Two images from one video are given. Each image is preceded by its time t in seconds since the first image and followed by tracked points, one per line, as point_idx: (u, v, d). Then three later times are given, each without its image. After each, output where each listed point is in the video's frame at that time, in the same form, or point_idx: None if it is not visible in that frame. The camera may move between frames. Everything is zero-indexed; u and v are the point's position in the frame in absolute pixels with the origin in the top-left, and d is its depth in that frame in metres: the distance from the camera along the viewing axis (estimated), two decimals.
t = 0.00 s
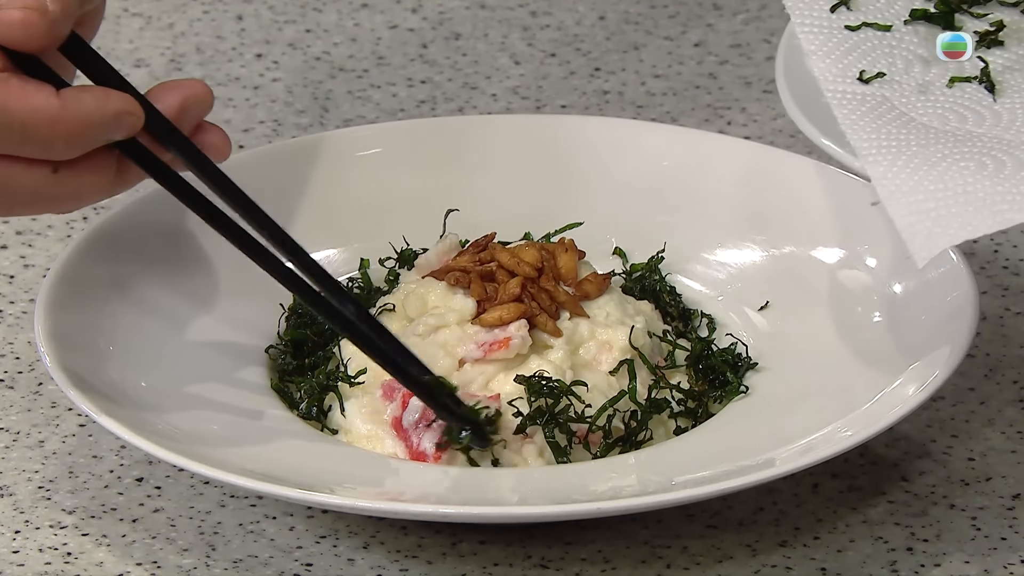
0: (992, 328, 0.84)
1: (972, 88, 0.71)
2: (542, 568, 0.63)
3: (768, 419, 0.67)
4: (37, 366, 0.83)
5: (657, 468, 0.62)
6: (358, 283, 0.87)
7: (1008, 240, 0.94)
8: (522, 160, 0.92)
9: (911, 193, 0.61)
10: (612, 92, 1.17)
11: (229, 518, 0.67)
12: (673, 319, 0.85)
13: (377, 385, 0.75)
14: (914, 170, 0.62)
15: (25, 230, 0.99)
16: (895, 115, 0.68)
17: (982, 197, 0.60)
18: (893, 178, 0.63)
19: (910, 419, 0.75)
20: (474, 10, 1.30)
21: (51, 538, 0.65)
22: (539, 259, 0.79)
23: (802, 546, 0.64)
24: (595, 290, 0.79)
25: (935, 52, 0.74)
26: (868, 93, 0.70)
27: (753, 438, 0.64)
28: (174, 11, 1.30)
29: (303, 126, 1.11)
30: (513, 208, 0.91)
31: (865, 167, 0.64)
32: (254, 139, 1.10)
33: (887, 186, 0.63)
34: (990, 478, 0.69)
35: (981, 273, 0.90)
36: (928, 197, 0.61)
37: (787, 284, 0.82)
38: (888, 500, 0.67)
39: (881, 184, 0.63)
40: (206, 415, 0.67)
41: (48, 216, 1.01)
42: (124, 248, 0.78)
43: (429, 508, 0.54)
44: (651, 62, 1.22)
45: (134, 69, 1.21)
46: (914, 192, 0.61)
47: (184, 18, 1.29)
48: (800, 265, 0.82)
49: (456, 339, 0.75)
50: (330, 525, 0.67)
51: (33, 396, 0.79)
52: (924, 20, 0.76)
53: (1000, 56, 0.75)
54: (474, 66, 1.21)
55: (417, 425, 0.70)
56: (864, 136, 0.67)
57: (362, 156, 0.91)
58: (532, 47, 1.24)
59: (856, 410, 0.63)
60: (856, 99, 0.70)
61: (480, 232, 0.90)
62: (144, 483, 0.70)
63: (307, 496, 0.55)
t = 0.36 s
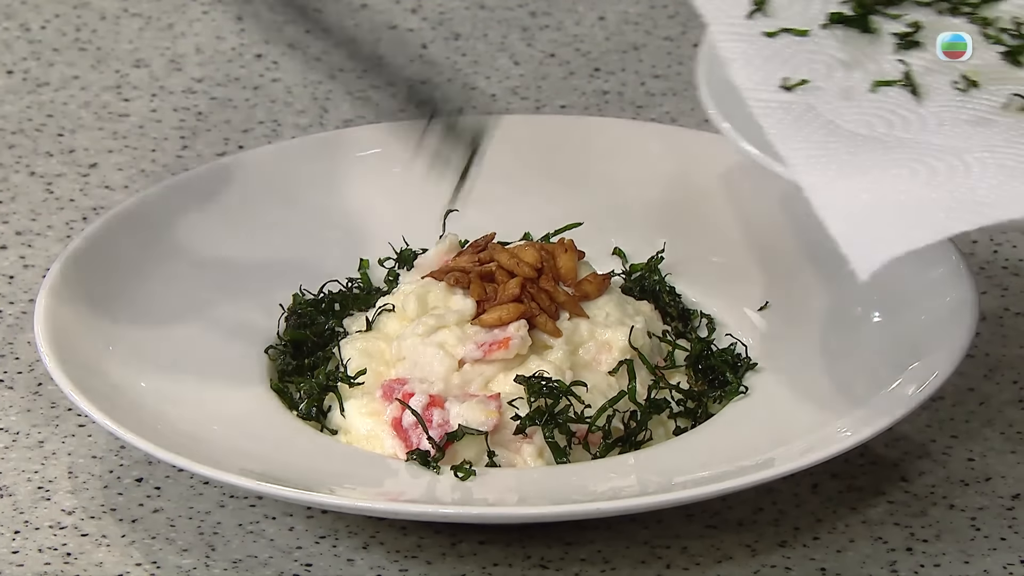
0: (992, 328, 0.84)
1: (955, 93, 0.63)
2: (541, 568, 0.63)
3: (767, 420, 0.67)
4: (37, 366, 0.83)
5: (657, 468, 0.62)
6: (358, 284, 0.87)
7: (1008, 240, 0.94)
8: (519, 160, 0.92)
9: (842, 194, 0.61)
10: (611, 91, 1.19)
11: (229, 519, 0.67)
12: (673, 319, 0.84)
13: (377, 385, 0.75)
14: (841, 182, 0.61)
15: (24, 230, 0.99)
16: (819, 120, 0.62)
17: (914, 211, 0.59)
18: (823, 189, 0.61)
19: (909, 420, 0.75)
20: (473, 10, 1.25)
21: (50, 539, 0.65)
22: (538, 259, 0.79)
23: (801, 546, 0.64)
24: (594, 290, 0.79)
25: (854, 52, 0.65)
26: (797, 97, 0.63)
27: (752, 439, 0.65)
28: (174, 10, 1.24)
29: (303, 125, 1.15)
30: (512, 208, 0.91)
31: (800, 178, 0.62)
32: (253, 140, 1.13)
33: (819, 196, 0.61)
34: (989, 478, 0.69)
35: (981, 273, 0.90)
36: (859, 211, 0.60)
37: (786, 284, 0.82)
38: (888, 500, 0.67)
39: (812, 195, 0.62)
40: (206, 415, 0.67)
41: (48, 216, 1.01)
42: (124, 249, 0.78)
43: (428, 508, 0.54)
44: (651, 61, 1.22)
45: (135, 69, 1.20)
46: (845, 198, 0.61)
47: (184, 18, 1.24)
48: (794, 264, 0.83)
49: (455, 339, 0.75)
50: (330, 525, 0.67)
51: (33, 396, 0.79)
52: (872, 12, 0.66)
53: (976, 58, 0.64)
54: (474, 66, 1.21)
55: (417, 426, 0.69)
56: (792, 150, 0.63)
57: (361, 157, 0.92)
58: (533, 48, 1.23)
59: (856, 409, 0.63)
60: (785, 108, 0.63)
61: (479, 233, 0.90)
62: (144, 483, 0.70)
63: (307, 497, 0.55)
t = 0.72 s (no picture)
0: (991, 329, 0.84)
1: None
2: (540, 568, 0.62)
3: (767, 419, 0.67)
4: (36, 366, 0.83)
5: (657, 468, 0.62)
6: (357, 284, 0.87)
7: (1007, 240, 0.94)
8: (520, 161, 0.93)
9: None
10: (610, 92, 1.18)
11: (228, 519, 0.67)
12: (672, 319, 0.84)
13: (375, 386, 0.75)
14: None
15: (23, 230, 0.99)
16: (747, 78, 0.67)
17: None
18: None
19: (908, 420, 0.75)
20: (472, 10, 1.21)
21: (49, 539, 0.65)
22: (538, 260, 0.78)
23: (801, 546, 0.64)
24: (594, 290, 0.79)
25: None
26: None
27: (750, 439, 0.65)
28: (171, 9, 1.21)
29: (303, 126, 1.17)
30: (512, 208, 0.91)
31: None
32: (252, 139, 1.16)
33: None
34: (988, 479, 0.69)
35: (980, 273, 0.90)
36: None
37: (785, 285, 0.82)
38: (887, 500, 0.67)
39: None
40: (204, 414, 0.67)
41: (47, 217, 1.01)
42: (123, 248, 0.78)
43: (428, 508, 0.54)
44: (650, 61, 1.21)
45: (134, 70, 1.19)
46: None
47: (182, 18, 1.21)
48: (794, 265, 0.83)
49: (454, 339, 0.75)
50: (329, 525, 0.67)
51: (32, 396, 0.79)
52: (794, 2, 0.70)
53: None
54: (473, 66, 1.20)
55: (416, 426, 0.70)
56: None
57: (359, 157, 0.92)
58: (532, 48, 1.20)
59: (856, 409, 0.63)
60: None
61: (478, 233, 0.90)
62: (143, 483, 0.70)
63: (306, 497, 0.55)
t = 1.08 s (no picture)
0: (991, 328, 0.84)
1: None
2: (540, 568, 0.62)
3: (767, 418, 0.67)
4: (35, 366, 0.83)
5: (656, 468, 0.62)
6: (356, 283, 0.87)
7: (1007, 240, 0.92)
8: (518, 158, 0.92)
9: None
10: (610, 91, 1.17)
11: (227, 518, 0.67)
12: (672, 318, 0.84)
13: (375, 385, 0.75)
14: None
15: (22, 230, 0.99)
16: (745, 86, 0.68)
17: None
18: None
19: (908, 419, 0.75)
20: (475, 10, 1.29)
21: (48, 538, 0.65)
22: (537, 259, 0.78)
23: (800, 546, 0.64)
24: (593, 289, 0.79)
25: None
26: None
27: (748, 438, 0.65)
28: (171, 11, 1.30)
29: (302, 126, 1.13)
30: (513, 207, 0.91)
31: None
32: (250, 139, 1.10)
33: None
34: (988, 478, 0.69)
35: (979, 272, 0.90)
36: None
37: (785, 285, 0.82)
38: (886, 500, 0.67)
39: None
40: (203, 414, 0.66)
41: (46, 216, 1.01)
42: (123, 248, 0.78)
43: (427, 507, 0.54)
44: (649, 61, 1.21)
45: (133, 69, 1.21)
46: None
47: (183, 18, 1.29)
48: (794, 265, 0.83)
49: (453, 339, 0.75)
50: (328, 525, 0.67)
51: (31, 396, 0.79)
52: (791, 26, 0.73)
53: None
54: (472, 65, 1.21)
55: (415, 425, 0.70)
56: None
57: (358, 155, 0.92)
58: (531, 47, 1.23)
59: (857, 408, 0.63)
60: None
61: (478, 232, 0.89)
62: (142, 483, 0.70)
63: (305, 496, 0.55)
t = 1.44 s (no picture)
0: (990, 327, 0.84)
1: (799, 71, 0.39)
2: (539, 567, 0.63)
3: (768, 419, 0.67)
4: (34, 366, 0.83)
5: (654, 468, 0.62)
6: (355, 283, 0.87)
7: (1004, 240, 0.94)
8: (518, 159, 0.92)
9: (749, 189, 0.40)
10: (609, 91, 1.18)
11: (226, 518, 0.67)
12: (670, 319, 0.85)
13: (374, 385, 0.75)
14: (755, 160, 0.40)
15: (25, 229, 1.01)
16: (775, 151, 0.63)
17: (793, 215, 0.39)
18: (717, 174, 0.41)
19: (907, 418, 0.75)
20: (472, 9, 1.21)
21: (47, 538, 0.65)
22: (536, 259, 0.78)
23: (799, 546, 0.64)
24: (592, 289, 0.79)
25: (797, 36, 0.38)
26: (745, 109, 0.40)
27: (747, 438, 0.65)
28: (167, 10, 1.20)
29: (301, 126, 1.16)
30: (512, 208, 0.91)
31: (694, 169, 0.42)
32: (249, 138, 1.15)
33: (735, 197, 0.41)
34: (987, 477, 0.69)
35: (979, 272, 0.90)
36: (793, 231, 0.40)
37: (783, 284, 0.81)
38: (885, 500, 0.67)
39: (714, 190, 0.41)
40: (203, 415, 0.66)
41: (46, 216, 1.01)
42: (122, 249, 0.78)
43: (426, 507, 0.54)
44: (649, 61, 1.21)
45: (133, 69, 1.19)
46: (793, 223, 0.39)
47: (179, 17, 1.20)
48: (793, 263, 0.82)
49: (453, 339, 0.75)
50: (327, 524, 0.67)
51: (31, 396, 0.79)
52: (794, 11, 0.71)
53: (984, 59, 0.35)
54: (472, 65, 1.20)
55: (413, 426, 0.69)
56: (648, 108, 0.47)
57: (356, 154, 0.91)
58: (530, 47, 1.20)
59: (857, 408, 0.63)
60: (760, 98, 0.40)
61: (477, 232, 0.90)
62: (141, 483, 0.70)
63: (304, 496, 0.55)
